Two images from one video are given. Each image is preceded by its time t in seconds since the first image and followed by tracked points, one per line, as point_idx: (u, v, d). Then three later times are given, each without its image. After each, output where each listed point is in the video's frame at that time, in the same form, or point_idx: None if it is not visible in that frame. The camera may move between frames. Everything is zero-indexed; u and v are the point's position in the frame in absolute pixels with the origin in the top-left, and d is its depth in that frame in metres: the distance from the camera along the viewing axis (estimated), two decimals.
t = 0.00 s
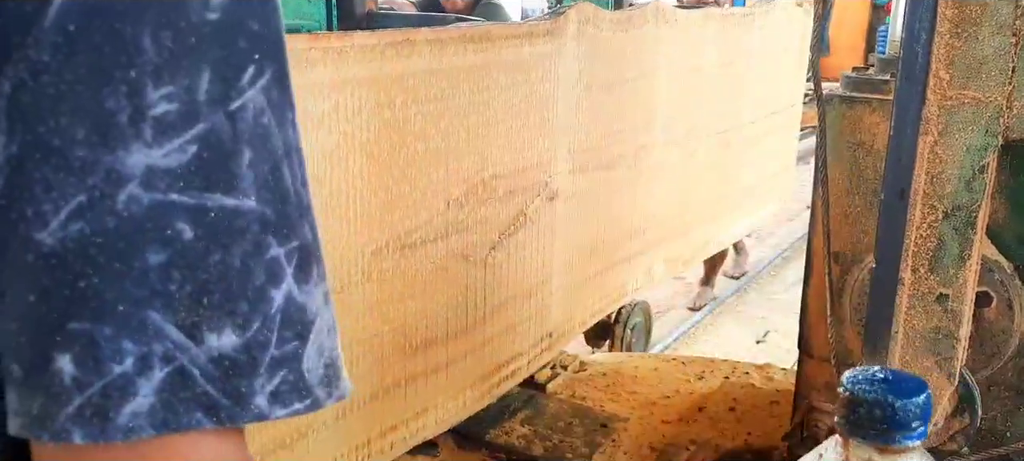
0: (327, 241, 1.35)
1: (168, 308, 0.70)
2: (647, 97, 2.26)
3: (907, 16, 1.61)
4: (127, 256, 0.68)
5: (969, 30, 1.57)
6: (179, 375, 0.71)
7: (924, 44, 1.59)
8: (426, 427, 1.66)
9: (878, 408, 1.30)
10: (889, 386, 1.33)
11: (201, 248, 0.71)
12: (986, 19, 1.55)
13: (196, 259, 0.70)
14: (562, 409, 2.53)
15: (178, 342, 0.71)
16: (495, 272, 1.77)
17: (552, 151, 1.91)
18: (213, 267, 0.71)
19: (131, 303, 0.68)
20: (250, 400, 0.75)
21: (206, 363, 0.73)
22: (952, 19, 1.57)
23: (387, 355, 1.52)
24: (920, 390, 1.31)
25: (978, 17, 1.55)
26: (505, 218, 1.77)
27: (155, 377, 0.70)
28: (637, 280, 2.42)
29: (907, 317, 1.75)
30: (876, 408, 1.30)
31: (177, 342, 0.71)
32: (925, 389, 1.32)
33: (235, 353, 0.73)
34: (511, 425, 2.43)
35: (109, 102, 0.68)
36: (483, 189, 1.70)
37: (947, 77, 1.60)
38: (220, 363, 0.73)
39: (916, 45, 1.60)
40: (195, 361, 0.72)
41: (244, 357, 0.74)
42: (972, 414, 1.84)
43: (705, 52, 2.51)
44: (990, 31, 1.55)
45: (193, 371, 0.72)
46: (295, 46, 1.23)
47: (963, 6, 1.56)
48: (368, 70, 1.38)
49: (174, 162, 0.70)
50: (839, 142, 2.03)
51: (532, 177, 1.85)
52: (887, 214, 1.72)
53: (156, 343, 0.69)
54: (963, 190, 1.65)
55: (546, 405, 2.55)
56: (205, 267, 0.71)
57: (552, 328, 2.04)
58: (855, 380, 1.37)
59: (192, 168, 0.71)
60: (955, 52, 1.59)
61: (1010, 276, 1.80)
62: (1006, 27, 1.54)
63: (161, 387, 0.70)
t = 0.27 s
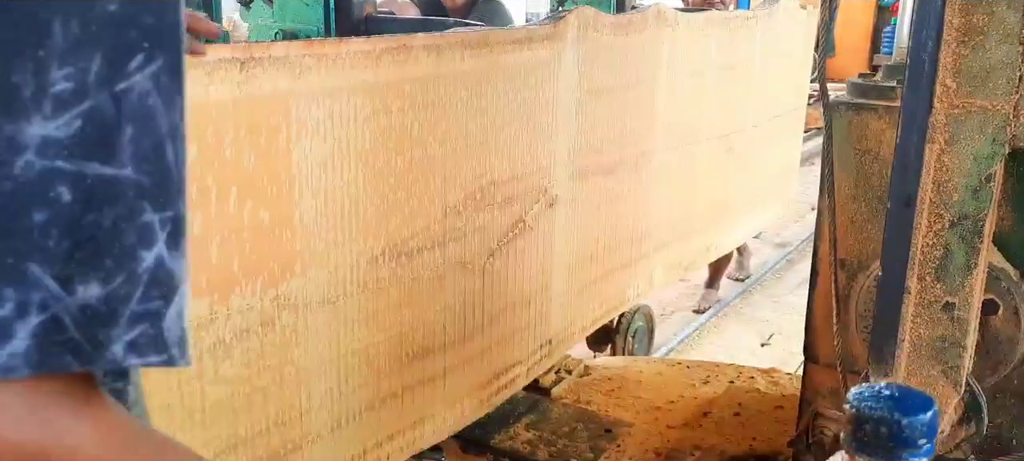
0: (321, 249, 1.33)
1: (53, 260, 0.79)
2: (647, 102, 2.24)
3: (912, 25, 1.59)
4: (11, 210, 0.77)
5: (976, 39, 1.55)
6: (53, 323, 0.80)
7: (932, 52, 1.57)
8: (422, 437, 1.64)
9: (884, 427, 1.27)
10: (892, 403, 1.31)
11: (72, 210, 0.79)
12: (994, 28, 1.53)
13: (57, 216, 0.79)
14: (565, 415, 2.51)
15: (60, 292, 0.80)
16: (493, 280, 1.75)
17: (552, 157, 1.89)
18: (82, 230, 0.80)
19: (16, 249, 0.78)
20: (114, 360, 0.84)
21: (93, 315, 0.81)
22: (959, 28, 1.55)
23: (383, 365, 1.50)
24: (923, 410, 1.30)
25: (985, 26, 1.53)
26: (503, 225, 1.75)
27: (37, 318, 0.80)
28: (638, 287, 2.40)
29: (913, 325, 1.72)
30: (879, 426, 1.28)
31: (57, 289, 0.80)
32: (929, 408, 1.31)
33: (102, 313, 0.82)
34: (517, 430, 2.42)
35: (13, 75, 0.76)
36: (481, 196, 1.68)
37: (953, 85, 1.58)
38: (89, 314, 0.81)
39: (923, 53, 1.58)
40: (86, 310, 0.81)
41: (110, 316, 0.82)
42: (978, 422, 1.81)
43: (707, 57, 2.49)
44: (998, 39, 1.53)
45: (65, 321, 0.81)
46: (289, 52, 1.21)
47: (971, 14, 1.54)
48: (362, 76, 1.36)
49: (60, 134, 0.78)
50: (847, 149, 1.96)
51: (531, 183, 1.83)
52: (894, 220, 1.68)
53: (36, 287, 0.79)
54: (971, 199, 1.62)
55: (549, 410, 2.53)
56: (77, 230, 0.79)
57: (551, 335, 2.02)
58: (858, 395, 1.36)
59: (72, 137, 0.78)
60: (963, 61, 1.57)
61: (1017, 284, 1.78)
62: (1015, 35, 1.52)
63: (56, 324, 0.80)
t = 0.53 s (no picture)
0: (318, 255, 1.32)
1: (119, 254, 0.77)
2: (649, 105, 2.22)
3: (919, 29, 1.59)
4: (89, 232, 0.75)
5: (983, 43, 1.54)
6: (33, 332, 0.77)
7: (939, 57, 1.57)
8: (420, 443, 1.62)
9: (892, 433, 1.26)
10: (902, 408, 1.30)
11: (135, 212, 0.77)
12: (1002, 32, 1.53)
13: (128, 220, 0.77)
14: (571, 416, 2.53)
15: (126, 286, 0.78)
16: (493, 286, 1.74)
17: (552, 161, 1.88)
18: (142, 221, 0.78)
19: (96, 261, 0.76)
20: (176, 306, 0.82)
21: (145, 297, 0.79)
22: (967, 32, 1.55)
23: (381, 372, 1.49)
24: (933, 416, 1.28)
25: (993, 30, 1.53)
26: (503, 230, 1.74)
27: (114, 315, 0.78)
28: (641, 291, 2.38)
29: (920, 329, 1.70)
30: (886, 432, 1.26)
31: (119, 296, 0.78)
32: (940, 414, 1.29)
33: (156, 286, 0.79)
34: (521, 434, 2.44)
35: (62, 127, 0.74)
36: (481, 200, 1.67)
37: (961, 89, 1.58)
38: (138, 299, 0.78)
39: (931, 57, 1.58)
40: (140, 288, 0.78)
41: (157, 291, 0.80)
42: (986, 426, 1.79)
43: (710, 59, 2.48)
44: (1007, 43, 1.53)
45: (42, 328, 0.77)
46: (285, 55, 1.20)
47: (979, 18, 1.54)
48: (360, 80, 1.34)
49: (110, 157, 0.76)
50: (854, 153, 2.00)
51: (531, 187, 1.82)
52: (900, 223, 1.67)
53: (99, 299, 0.77)
54: (977, 203, 1.62)
55: (555, 412, 2.55)
56: (133, 229, 0.77)
57: (553, 339, 2.01)
58: (868, 401, 1.34)
59: (118, 155, 0.76)
60: (970, 65, 1.57)
61: None
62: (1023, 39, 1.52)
63: (127, 316, 0.78)
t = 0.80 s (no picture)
0: (313, 259, 1.30)
1: (116, 240, 0.79)
2: (650, 107, 2.20)
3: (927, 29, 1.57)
4: (88, 221, 0.77)
5: (992, 43, 1.52)
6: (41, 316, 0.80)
7: (948, 56, 1.55)
8: (418, 449, 1.61)
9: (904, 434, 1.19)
10: (913, 409, 1.23)
11: (131, 200, 0.80)
12: (1010, 31, 1.51)
13: (125, 208, 0.79)
14: (576, 417, 2.50)
15: (121, 272, 0.79)
16: (492, 290, 1.73)
17: (552, 163, 1.86)
18: (136, 209, 0.80)
19: (94, 247, 0.78)
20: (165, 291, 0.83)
21: (138, 282, 0.81)
22: (975, 32, 1.53)
23: (377, 378, 1.48)
24: (944, 417, 1.22)
25: (1002, 29, 1.51)
26: (501, 233, 1.72)
27: (109, 298, 0.79)
28: (641, 294, 2.36)
29: (928, 330, 1.67)
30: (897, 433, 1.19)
31: (114, 282, 0.79)
32: (950, 415, 1.22)
33: (147, 272, 0.81)
34: (527, 435, 2.41)
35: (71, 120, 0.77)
36: (478, 203, 1.65)
37: (969, 90, 1.55)
38: (131, 283, 0.80)
39: (938, 56, 1.56)
40: (134, 273, 0.80)
41: (149, 276, 0.81)
42: (995, 429, 1.76)
43: (712, 60, 2.45)
44: (1016, 43, 1.50)
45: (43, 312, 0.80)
46: (278, 57, 1.18)
47: (987, 18, 1.52)
48: (356, 82, 1.32)
49: (108, 149, 0.78)
50: (861, 154, 1.98)
51: (530, 190, 1.80)
52: (908, 222, 1.66)
53: (94, 286, 0.79)
54: (985, 204, 1.60)
55: (561, 413, 2.52)
56: (128, 217, 0.79)
57: (551, 344, 1.99)
58: (878, 401, 1.27)
59: (117, 148, 0.79)
60: (978, 65, 1.54)
61: None
62: None
63: (120, 301, 0.80)
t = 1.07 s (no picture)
0: (299, 266, 1.28)
1: (164, 258, 0.76)
2: (646, 110, 2.17)
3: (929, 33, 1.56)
4: (136, 241, 0.74)
5: (993, 47, 1.52)
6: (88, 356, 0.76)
7: (950, 61, 1.53)
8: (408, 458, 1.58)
9: (907, 438, 1.20)
10: (916, 413, 1.24)
11: (174, 222, 0.77)
12: (1012, 36, 1.51)
13: (170, 229, 0.76)
14: (577, 419, 2.50)
15: (171, 288, 0.76)
16: (485, 297, 1.70)
17: (546, 168, 1.83)
18: (180, 230, 0.77)
19: (141, 267, 0.75)
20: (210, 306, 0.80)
21: (188, 297, 0.77)
22: (977, 36, 1.53)
23: (366, 386, 1.45)
24: (948, 420, 1.22)
25: (1004, 33, 1.51)
26: (494, 239, 1.70)
27: (161, 316, 0.76)
28: (638, 300, 2.34)
29: (930, 334, 1.66)
30: (900, 437, 1.20)
31: (165, 299, 0.76)
32: (953, 418, 1.23)
33: (197, 287, 0.78)
34: (528, 437, 2.41)
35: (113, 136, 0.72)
36: (471, 209, 1.62)
37: (971, 94, 1.55)
38: (182, 300, 0.77)
39: (941, 61, 1.54)
40: (185, 289, 0.77)
41: (199, 292, 0.78)
42: (996, 432, 1.74)
43: (710, 63, 2.43)
44: (1017, 48, 1.51)
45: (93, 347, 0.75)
46: (262, 61, 1.15)
47: (989, 22, 1.52)
48: (343, 87, 1.30)
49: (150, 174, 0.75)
50: (863, 157, 1.96)
51: (524, 195, 1.77)
52: (911, 225, 1.63)
53: (146, 305, 0.75)
54: (988, 206, 1.59)
55: (562, 416, 2.51)
56: (175, 236, 0.76)
57: (547, 351, 1.96)
58: (880, 405, 1.27)
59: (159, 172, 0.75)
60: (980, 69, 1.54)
61: None
62: None
63: (172, 317, 0.77)
